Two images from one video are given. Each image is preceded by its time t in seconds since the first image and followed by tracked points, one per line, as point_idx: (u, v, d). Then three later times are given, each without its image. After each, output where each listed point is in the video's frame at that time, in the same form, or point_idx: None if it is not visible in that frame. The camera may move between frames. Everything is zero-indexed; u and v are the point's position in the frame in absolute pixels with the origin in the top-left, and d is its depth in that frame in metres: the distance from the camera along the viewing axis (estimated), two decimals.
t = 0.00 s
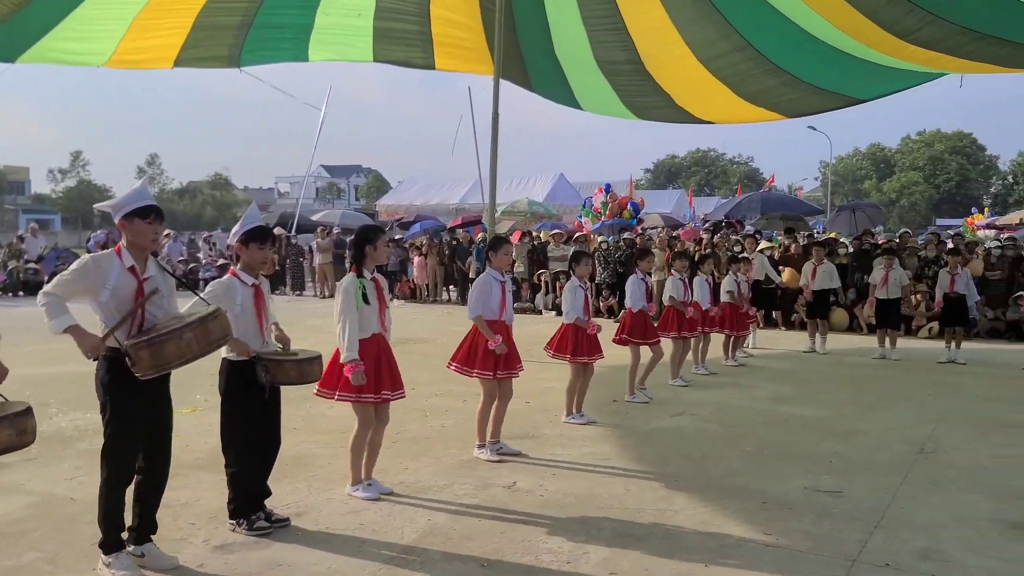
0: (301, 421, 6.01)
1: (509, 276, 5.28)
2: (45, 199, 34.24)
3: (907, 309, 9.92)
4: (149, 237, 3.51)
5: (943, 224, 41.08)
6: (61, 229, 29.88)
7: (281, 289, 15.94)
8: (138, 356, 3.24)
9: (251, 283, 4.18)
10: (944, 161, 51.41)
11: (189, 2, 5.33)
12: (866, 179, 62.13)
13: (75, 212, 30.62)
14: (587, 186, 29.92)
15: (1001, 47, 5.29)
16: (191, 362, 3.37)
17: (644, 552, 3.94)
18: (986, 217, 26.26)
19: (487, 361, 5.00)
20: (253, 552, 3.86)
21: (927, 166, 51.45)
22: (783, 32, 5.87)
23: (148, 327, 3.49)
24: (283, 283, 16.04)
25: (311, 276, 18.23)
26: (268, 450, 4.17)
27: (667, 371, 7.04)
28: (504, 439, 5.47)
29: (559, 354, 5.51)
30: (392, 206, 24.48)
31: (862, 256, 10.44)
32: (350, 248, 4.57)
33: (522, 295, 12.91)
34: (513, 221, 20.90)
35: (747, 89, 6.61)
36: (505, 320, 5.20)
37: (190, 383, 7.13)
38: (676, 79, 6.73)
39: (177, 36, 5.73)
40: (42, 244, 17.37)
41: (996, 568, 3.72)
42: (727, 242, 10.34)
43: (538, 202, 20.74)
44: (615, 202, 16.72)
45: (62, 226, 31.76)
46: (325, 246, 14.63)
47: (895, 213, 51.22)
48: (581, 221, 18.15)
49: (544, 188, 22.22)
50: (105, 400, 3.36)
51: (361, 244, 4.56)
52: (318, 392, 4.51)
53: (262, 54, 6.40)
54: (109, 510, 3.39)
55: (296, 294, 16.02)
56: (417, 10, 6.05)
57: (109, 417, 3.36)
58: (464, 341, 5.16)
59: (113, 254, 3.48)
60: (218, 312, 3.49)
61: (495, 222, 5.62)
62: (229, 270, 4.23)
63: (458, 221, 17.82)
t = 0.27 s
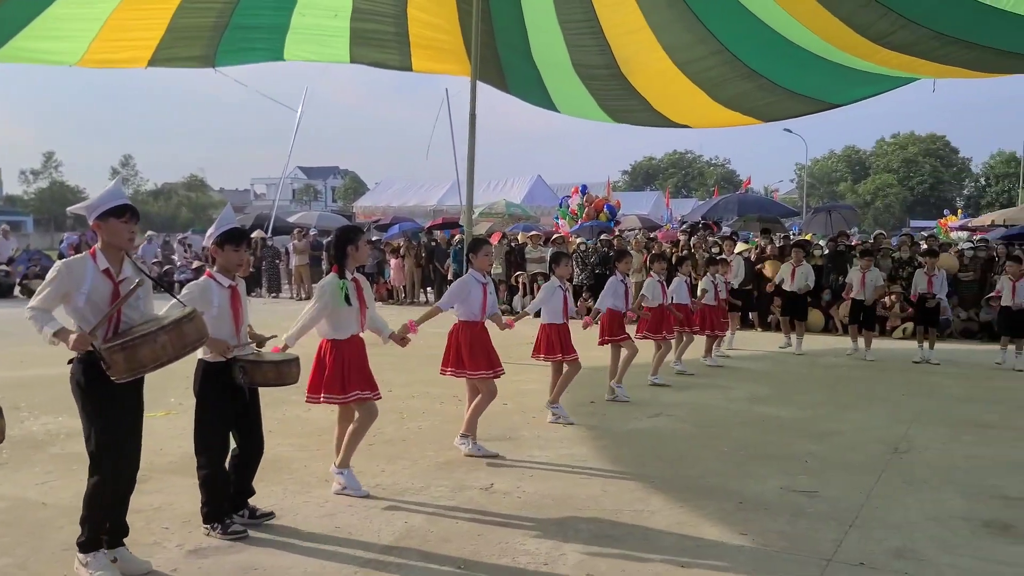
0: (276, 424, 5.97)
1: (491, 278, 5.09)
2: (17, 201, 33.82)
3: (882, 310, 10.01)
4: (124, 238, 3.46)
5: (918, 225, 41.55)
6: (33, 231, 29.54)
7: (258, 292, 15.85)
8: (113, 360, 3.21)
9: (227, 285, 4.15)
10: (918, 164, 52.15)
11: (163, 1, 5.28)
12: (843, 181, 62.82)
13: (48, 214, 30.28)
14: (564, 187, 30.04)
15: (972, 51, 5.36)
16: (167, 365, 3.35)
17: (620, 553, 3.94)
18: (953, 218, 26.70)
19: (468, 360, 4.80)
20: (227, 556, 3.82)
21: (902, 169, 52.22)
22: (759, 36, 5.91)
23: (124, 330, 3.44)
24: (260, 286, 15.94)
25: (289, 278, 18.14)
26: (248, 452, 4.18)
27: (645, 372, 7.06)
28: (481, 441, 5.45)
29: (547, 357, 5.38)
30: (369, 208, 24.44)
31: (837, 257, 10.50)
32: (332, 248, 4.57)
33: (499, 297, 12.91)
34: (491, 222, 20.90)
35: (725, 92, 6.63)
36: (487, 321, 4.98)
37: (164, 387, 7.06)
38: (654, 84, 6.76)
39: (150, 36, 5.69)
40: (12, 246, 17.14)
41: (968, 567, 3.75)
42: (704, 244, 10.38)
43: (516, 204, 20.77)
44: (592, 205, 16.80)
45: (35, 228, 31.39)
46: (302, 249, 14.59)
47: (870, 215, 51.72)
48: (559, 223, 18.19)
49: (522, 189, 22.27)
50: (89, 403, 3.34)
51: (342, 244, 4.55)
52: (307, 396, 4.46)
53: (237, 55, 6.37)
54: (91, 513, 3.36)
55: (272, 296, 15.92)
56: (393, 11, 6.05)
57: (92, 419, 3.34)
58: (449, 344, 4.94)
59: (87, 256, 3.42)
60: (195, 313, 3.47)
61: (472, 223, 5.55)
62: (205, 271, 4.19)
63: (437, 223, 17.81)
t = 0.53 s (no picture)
0: (251, 427, 5.92)
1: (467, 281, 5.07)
2: None
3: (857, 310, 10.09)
4: (94, 241, 3.40)
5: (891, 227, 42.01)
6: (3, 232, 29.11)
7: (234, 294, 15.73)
8: (85, 361, 3.14)
9: (210, 285, 4.12)
10: (892, 165, 52.75)
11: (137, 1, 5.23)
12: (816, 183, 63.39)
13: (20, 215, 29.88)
14: (540, 188, 30.12)
15: (944, 55, 5.42)
16: (139, 367, 3.31)
17: (597, 554, 3.93)
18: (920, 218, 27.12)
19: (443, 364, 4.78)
20: (201, 560, 3.78)
21: (876, 170, 52.86)
22: (736, 39, 5.95)
23: (95, 333, 3.38)
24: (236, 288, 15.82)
25: (265, 280, 18.01)
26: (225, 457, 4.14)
27: (623, 373, 7.08)
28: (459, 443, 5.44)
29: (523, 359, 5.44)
30: (346, 209, 24.35)
31: (812, 258, 10.55)
32: (307, 252, 4.49)
33: (477, 299, 12.90)
34: (468, 224, 20.89)
35: (703, 95, 6.67)
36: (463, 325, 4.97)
37: (136, 390, 6.98)
38: (632, 87, 6.78)
39: (124, 36, 5.64)
40: None
41: (942, 565, 3.78)
42: (681, 245, 10.41)
43: (493, 205, 20.77)
44: (568, 205, 16.77)
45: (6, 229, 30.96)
46: (278, 250, 14.52)
47: (845, 216, 52.19)
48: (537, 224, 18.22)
49: (499, 190, 22.28)
50: (49, 406, 3.23)
51: (318, 247, 4.48)
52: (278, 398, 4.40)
53: (212, 56, 6.33)
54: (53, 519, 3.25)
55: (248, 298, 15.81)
56: (370, 12, 6.04)
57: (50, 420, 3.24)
58: (424, 347, 4.93)
59: (54, 260, 3.35)
60: (169, 317, 3.47)
61: (450, 225, 5.52)
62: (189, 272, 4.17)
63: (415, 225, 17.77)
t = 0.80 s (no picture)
0: (227, 430, 5.87)
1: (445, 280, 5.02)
2: None
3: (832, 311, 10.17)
4: (71, 241, 3.34)
5: (868, 228, 42.38)
6: None
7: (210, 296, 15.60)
8: (59, 362, 3.11)
9: (187, 287, 4.09)
10: (867, 166, 53.27)
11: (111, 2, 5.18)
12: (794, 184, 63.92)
13: None
14: (518, 188, 30.14)
15: (917, 59, 5.47)
16: (114, 367, 3.27)
17: (574, 555, 3.93)
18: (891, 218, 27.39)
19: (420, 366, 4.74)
20: (176, 564, 3.74)
21: (850, 172, 53.38)
22: (714, 42, 5.97)
23: (72, 333, 3.34)
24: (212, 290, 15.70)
25: (241, 281, 17.88)
26: (205, 461, 4.08)
27: (601, 374, 7.08)
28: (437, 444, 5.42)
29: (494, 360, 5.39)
30: (323, 210, 24.21)
31: (789, 259, 10.63)
32: (285, 253, 4.43)
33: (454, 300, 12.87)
34: (446, 225, 20.86)
35: (681, 96, 6.70)
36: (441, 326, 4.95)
37: (109, 393, 6.90)
38: (611, 89, 6.80)
39: (97, 36, 5.59)
40: None
41: (917, 563, 3.81)
42: (658, 246, 10.44)
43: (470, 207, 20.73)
44: (546, 208, 16.58)
45: None
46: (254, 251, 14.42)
47: (821, 217, 52.56)
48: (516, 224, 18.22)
49: (477, 191, 22.23)
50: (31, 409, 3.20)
51: (297, 248, 4.42)
52: (257, 401, 4.37)
53: (188, 57, 6.28)
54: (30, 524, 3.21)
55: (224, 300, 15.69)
56: (347, 13, 6.03)
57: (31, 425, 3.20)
58: (399, 345, 4.90)
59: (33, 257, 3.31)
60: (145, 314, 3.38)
61: (427, 226, 5.50)
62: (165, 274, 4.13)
63: (394, 226, 17.72)
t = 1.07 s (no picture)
0: (204, 432, 5.82)
1: (428, 282, 5.03)
2: None
3: (810, 312, 10.24)
4: (48, 241, 3.30)
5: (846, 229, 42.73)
6: None
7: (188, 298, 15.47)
8: (33, 371, 3.07)
9: (164, 289, 4.04)
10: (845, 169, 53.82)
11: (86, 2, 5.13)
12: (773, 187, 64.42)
13: None
14: (497, 189, 30.13)
15: (893, 62, 5.53)
16: (89, 376, 3.22)
17: (554, 556, 3.92)
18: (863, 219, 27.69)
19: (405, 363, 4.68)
20: (152, 568, 3.70)
21: (829, 174, 53.92)
22: (691, 43, 6.00)
23: (47, 337, 3.30)
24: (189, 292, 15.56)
25: (218, 283, 17.73)
26: (182, 462, 4.07)
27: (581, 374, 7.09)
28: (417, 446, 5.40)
29: (481, 362, 5.28)
30: (301, 211, 24.09)
31: (767, 260, 10.68)
32: (267, 249, 4.42)
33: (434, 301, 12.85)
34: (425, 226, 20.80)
35: (660, 96, 6.74)
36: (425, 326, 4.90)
37: (83, 397, 6.81)
38: (591, 90, 6.82)
39: (72, 37, 5.53)
40: None
41: (894, 561, 3.84)
42: (637, 247, 10.47)
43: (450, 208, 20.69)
44: (525, 209, 16.57)
45: None
46: (232, 252, 14.34)
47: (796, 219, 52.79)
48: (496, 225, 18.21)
49: (457, 193, 22.19)
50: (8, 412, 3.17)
51: (279, 247, 4.42)
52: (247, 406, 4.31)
53: (165, 57, 6.24)
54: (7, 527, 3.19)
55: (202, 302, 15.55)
56: (325, 13, 6.01)
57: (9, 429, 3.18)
58: (386, 347, 4.82)
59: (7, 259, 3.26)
60: (121, 322, 3.33)
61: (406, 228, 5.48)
62: (141, 275, 4.07)
63: (374, 228, 17.66)
